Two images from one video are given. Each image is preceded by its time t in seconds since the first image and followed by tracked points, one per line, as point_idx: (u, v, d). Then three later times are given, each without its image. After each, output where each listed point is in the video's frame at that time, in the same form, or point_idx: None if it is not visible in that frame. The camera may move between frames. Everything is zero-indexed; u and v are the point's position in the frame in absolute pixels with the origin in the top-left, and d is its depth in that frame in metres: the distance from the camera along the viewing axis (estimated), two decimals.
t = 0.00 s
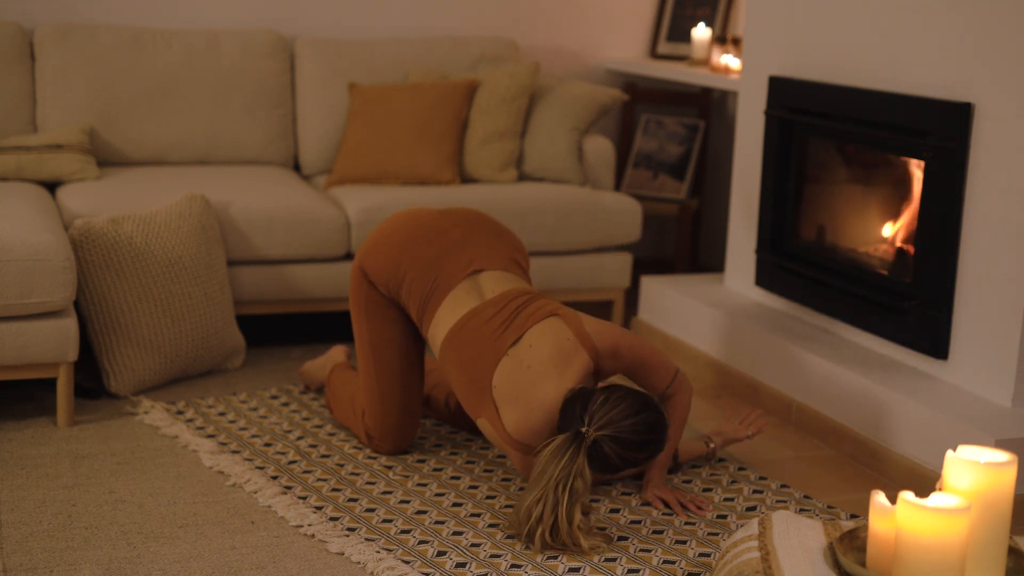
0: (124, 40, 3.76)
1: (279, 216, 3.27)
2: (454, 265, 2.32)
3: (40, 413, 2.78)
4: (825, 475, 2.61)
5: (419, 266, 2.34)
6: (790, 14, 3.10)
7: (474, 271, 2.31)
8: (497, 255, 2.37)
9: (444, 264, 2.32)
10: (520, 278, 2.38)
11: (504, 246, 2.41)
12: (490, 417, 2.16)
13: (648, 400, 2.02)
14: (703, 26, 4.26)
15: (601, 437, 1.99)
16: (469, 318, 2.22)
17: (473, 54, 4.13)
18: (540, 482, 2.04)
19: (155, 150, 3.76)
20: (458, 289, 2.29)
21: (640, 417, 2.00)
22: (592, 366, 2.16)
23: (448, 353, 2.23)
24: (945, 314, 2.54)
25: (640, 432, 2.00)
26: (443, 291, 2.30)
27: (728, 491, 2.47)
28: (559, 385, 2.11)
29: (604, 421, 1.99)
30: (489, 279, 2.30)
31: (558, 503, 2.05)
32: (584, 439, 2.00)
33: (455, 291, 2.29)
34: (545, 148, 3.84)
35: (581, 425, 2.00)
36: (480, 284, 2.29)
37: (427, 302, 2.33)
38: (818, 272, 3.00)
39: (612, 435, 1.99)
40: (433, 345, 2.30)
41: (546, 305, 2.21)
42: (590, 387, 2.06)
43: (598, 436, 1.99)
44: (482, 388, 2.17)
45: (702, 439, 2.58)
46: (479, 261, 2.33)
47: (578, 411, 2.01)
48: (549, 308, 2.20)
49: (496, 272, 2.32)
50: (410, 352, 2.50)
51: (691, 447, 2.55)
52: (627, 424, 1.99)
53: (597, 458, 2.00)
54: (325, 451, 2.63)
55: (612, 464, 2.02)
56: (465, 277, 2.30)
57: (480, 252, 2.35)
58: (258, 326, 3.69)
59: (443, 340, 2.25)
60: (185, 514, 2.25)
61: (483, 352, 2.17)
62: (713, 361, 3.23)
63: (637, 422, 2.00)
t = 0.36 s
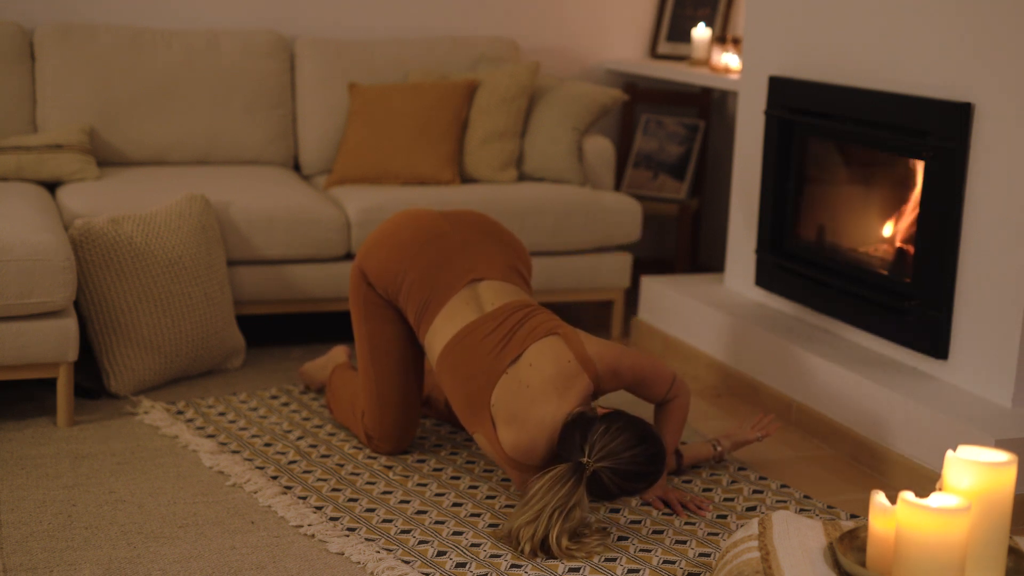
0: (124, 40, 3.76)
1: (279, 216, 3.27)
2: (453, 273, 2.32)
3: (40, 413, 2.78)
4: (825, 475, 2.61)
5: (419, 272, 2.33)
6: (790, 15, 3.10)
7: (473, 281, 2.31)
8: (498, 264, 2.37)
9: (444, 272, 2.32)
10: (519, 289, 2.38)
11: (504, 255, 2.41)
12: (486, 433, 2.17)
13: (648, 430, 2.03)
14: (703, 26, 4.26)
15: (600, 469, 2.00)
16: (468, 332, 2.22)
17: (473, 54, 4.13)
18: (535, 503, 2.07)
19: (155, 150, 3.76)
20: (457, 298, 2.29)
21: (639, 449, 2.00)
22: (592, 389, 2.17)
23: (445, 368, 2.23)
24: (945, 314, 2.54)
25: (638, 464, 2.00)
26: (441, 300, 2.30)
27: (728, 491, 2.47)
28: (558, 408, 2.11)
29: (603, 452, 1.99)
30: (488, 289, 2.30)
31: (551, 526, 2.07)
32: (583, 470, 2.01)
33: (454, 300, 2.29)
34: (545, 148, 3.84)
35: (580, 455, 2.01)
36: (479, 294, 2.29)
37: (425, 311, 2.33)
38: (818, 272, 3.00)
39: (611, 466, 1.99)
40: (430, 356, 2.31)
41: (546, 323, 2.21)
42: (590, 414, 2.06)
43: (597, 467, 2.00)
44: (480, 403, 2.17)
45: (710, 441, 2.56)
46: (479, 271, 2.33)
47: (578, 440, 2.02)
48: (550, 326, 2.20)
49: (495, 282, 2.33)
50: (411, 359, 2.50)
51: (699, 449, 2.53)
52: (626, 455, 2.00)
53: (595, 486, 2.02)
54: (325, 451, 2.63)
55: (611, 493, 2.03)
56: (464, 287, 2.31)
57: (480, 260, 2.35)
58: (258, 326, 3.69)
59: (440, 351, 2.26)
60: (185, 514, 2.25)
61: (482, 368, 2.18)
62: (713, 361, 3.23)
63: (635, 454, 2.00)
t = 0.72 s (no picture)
0: (124, 40, 3.76)
1: (279, 216, 3.26)
2: (453, 276, 2.32)
3: (40, 413, 2.78)
4: (825, 475, 2.61)
5: (419, 275, 2.33)
6: (791, 15, 3.10)
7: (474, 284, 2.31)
8: (499, 266, 2.37)
9: (445, 274, 2.32)
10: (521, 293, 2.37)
11: (506, 258, 2.40)
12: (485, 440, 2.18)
13: (649, 452, 2.02)
14: (703, 26, 4.26)
15: (599, 490, 2.00)
16: (468, 339, 2.23)
17: (473, 53, 4.13)
18: (536, 516, 2.09)
19: (155, 150, 3.76)
20: (458, 301, 2.29)
21: (638, 474, 2.00)
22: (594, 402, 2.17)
23: (444, 374, 2.23)
24: (945, 314, 2.54)
25: (637, 487, 2.00)
26: (441, 304, 2.30)
27: (728, 491, 2.47)
28: (557, 420, 2.12)
29: (603, 475, 2.00)
30: (488, 293, 2.30)
31: (548, 536, 2.07)
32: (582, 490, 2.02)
33: (455, 303, 2.29)
34: (545, 148, 3.84)
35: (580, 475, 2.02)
36: (479, 298, 2.29)
37: (425, 313, 2.32)
38: (818, 271, 3.00)
39: (610, 489, 2.00)
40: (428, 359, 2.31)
41: (549, 332, 2.21)
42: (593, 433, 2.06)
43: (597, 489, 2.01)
44: (479, 409, 2.18)
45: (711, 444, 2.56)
46: (480, 273, 2.33)
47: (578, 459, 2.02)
48: (552, 336, 2.20)
49: (496, 286, 2.32)
50: (411, 364, 2.50)
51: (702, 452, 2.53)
52: (626, 479, 2.00)
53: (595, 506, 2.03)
54: (326, 451, 2.63)
55: (610, 513, 2.05)
56: (464, 290, 2.30)
57: (481, 263, 2.35)
58: (258, 326, 3.69)
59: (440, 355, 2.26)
60: (185, 514, 2.25)
61: (483, 375, 2.18)
62: (713, 361, 3.24)
63: (634, 478, 2.00)
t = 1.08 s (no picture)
0: (124, 40, 3.76)
1: (279, 216, 3.26)
2: (453, 277, 2.32)
3: (40, 413, 2.78)
4: (825, 475, 2.61)
5: (418, 275, 2.33)
6: (791, 14, 3.10)
7: (472, 286, 2.32)
8: (498, 268, 2.38)
9: (445, 275, 2.32)
10: (519, 296, 2.38)
11: (505, 260, 2.41)
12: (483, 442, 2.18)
13: (647, 468, 2.03)
14: (703, 26, 4.27)
15: (597, 503, 2.04)
16: (467, 342, 2.22)
17: (473, 54, 4.13)
18: (536, 520, 2.10)
19: (155, 150, 3.76)
20: (457, 302, 2.29)
21: (636, 490, 2.03)
22: (593, 408, 2.18)
23: (442, 376, 2.23)
24: (945, 314, 2.54)
25: (634, 501, 2.04)
26: (440, 305, 2.30)
27: (728, 491, 2.47)
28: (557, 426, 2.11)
29: (602, 491, 2.03)
30: (488, 295, 2.31)
31: (548, 539, 2.08)
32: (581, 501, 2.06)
33: (454, 304, 2.29)
34: (545, 148, 3.84)
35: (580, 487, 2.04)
36: (479, 300, 2.30)
37: (423, 314, 2.32)
38: (818, 271, 3.00)
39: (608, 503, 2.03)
40: (426, 361, 2.30)
41: (547, 337, 2.22)
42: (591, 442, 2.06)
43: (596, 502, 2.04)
44: (478, 411, 2.18)
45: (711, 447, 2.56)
46: (479, 275, 2.33)
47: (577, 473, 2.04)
48: (550, 341, 2.21)
49: (496, 289, 2.33)
50: (411, 366, 2.51)
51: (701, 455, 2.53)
52: (624, 494, 2.03)
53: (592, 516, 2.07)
54: (325, 451, 2.63)
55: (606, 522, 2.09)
56: (464, 291, 2.31)
57: (481, 265, 2.35)
58: (258, 326, 3.69)
59: (439, 356, 2.25)
60: (185, 514, 2.25)
61: (482, 378, 2.18)
62: (713, 361, 3.24)
63: (633, 494, 2.03)
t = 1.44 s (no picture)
0: (124, 40, 3.76)
1: (279, 216, 3.26)
2: (453, 278, 2.32)
3: (40, 413, 2.78)
4: (825, 475, 2.61)
5: (418, 276, 2.33)
6: (791, 15, 3.10)
7: (473, 286, 2.32)
8: (498, 269, 2.38)
9: (446, 276, 2.32)
10: (519, 297, 2.38)
11: (505, 260, 2.41)
12: (483, 443, 2.19)
13: (646, 477, 2.04)
14: (703, 26, 4.27)
15: (597, 512, 2.04)
16: (467, 343, 2.22)
17: (473, 53, 4.13)
18: (540, 523, 2.12)
19: (155, 150, 3.76)
20: (457, 303, 2.29)
21: (637, 501, 2.03)
22: (593, 410, 2.18)
23: (443, 376, 2.23)
24: (945, 314, 2.54)
25: (634, 512, 2.04)
26: (440, 305, 2.30)
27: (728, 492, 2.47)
28: (557, 428, 2.12)
29: (602, 501, 2.03)
30: (489, 296, 2.31)
31: (550, 541, 2.09)
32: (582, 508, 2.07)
33: (454, 305, 2.29)
34: (545, 148, 3.84)
35: (581, 494, 2.05)
36: (480, 301, 2.30)
37: (423, 314, 2.32)
38: (818, 271, 3.00)
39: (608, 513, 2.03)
40: (426, 361, 2.30)
41: (546, 339, 2.22)
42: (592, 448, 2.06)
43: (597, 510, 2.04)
44: (477, 412, 2.18)
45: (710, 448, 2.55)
46: (479, 276, 2.33)
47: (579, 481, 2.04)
48: (550, 342, 2.21)
49: (496, 290, 2.33)
50: (411, 367, 2.51)
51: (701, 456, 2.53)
52: (624, 505, 2.02)
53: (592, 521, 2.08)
54: (325, 451, 2.63)
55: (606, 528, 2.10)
56: (464, 292, 2.31)
57: (481, 266, 2.36)
58: (258, 326, 3.69)
59: (439, 357, 2.25)
60: (185, 514, 2.25)
61: (483, 379, 2.18)
62: (713, 361, 3.24)
63: (633, 505, 2.03)
